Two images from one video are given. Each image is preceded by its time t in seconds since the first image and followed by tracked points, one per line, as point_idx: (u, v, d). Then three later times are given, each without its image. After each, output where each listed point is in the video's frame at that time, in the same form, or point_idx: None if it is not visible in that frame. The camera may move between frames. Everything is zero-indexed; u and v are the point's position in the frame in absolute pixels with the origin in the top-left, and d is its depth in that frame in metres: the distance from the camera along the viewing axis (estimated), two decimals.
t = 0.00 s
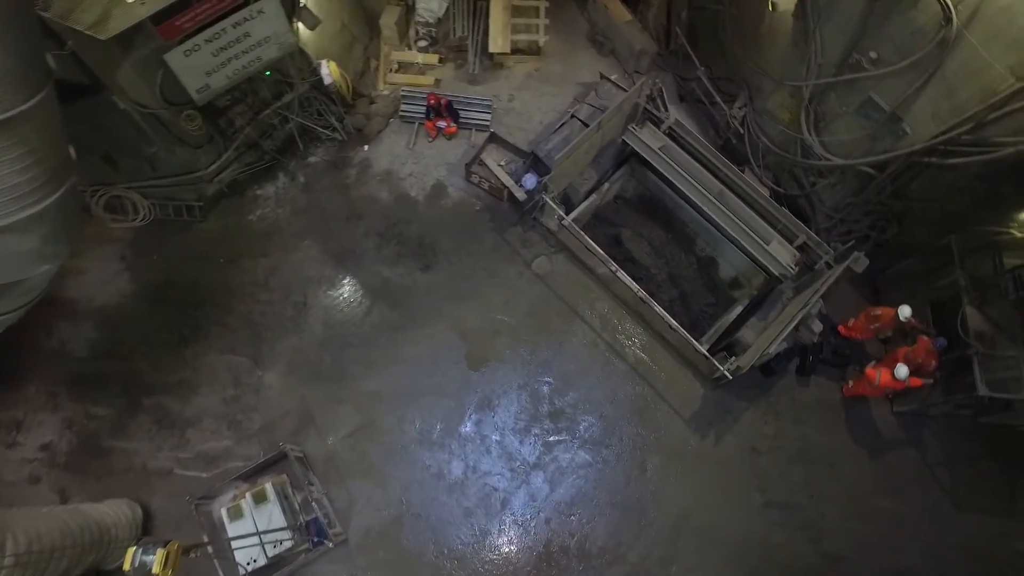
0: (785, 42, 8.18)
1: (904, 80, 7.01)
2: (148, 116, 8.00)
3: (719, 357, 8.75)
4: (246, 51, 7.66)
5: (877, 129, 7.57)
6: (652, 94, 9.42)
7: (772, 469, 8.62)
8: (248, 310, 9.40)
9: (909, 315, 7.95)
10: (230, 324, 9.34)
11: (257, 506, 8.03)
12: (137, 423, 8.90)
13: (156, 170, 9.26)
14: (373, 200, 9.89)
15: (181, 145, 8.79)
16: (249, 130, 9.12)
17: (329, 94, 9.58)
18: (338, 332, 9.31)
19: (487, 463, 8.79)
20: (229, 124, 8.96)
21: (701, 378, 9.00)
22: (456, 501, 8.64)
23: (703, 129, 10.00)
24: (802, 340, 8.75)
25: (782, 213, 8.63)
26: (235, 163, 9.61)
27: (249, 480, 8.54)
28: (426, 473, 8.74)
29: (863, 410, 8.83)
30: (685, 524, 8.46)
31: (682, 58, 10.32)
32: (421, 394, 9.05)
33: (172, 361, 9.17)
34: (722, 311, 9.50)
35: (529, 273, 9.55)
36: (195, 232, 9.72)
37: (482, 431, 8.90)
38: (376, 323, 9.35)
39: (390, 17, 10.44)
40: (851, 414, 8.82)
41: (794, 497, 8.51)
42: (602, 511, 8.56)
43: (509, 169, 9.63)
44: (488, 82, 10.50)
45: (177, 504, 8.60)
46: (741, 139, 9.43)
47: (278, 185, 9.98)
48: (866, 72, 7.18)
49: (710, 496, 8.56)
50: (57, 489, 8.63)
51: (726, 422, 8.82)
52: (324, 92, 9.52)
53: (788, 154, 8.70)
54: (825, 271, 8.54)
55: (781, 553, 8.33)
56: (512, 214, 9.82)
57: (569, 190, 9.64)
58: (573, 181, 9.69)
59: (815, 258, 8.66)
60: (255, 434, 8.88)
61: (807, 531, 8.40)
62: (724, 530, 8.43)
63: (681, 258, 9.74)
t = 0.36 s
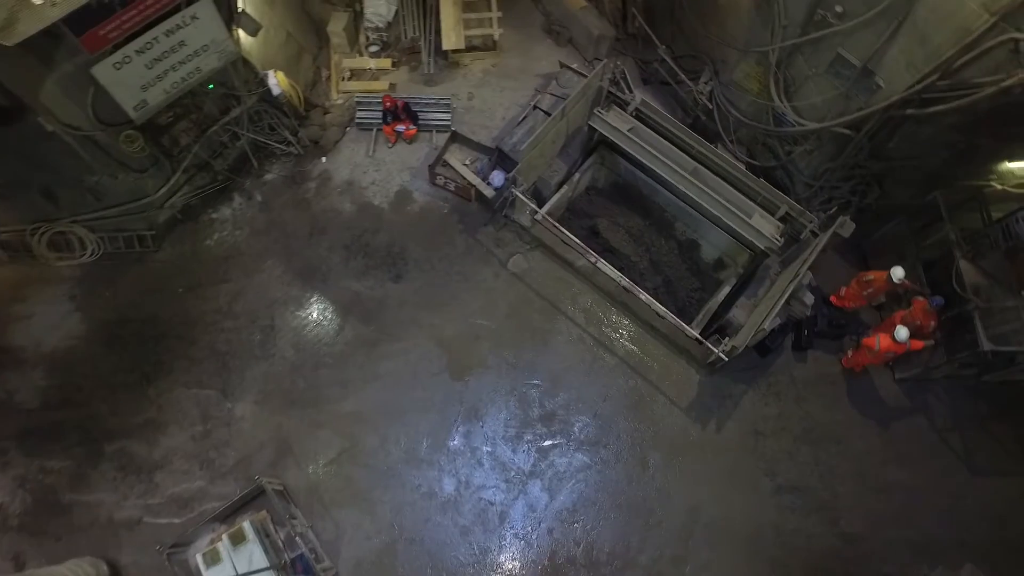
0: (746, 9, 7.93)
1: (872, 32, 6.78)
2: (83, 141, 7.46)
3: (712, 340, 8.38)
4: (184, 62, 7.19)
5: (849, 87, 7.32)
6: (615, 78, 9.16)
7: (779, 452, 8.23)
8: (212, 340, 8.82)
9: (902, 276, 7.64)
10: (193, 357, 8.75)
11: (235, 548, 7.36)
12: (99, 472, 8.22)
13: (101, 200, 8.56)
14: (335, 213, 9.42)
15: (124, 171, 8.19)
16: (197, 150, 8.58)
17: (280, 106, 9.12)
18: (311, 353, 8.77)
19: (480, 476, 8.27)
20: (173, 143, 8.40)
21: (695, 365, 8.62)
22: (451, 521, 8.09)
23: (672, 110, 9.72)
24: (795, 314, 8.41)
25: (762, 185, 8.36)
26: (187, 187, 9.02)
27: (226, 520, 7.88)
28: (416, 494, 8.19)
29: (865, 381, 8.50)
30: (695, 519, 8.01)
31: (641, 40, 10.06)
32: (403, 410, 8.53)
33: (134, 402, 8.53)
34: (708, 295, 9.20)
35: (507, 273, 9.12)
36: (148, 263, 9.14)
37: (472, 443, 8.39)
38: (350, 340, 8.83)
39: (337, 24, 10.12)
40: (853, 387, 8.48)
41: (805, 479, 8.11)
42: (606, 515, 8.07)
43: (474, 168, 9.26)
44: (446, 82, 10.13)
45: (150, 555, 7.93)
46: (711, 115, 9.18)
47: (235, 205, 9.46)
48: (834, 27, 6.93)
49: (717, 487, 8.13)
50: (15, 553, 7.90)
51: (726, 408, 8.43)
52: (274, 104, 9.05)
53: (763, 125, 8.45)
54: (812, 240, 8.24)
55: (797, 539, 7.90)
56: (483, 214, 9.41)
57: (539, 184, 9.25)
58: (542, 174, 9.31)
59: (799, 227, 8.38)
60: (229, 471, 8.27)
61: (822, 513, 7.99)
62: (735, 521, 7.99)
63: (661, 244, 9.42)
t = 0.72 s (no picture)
0: None
1: None
2: (6, 175, 6.85)
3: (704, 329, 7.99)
4: (112, 82, 6.64)
5: (818, 53, 7.06)
6: (575, 71, 8.90)
7: (783, 440, 7.83)
8: (171, 382, 8.18)
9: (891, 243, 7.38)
10: (153, 402, 8.09)
11: None
12: (56, 538, 7.49)
13: (38, 243, 7.90)
14: (295, 235, 8.90)
15: (60, 208, 7.58)
16: (139, 179, 8.00)
17: (226, 127, 8.61)
18: (280, 385, 8.18)
19: (472, 499, 7.71)
20: (111, 171, 7.75)
21: (687, 358, 8.22)
22: (446, 550, 7.50)
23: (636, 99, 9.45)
24: (786, 295, 8.07)
25: (739, 163, 8.09)
26: (133, 220, 8.42)
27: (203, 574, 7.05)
28: (406, 525, 7.59)
29: (863, 357, 8.17)
30: (704, 520, 7.54)
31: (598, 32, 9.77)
32: (385, 436, 7.97)
33: (90, 457, 7.83)
34: (693, 283, 8.90)
35: (481, 281, 8.67)
36: (97, 306, 8.50)
37: (462, 465, 7.85)
38: (322, 367, 8.27)
39: (281, 41, 9.56)
40: (852, 364, 8.15)
41: (814, 465, 7.71)
42: (610, 526, 7.56)
43: (439, 176, 8.91)
44: (401, 91, 9.74)
45: None
46: (676, 99, 8.93)
47: (186, 237, 8.89)
48: None
49: (724, 484, 7.68)
50: None
51: (723, 399, 8.02)
52: (220, 125, 8.54)
53: (733, 102, 8.20)
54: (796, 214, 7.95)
55: (813, 530, 7.47)
56: (451, 222, 8.98)
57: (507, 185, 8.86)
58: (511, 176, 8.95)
59: (780, 203, 8.09)
60: (200, 521, 7.60)
61: (836, 499, 7.59)
62: (747, 518, 7.54)
63: (638, 236, 9.08)
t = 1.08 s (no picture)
0: None
1: None
2: None
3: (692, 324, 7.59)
4: (30, 109, 6.10)
5: (781, 25, 6.79)
6: (530, 69, 8.49)
7: (787, 432, 7.41)
8: (126, 435, 7.50)
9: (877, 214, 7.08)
10: (106, 459, 7.40)
11: None
12: None
13: None
14: (252, 265, 8.34)
15: None
16: (73, 218, 7.45)
17: (168, 157, 8.08)
18: (247, 427, 7.55)
19: (465, 528, 7.11)
20: (39, 212, 7.19)
21: (678, 355, 7.80)
22: None
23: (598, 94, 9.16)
24: (773, 280, 7.72)
25: (710, 147, 7.80)
26: (71, 264, 7.88)
27: None
28: (397, 565, 6.95)
29: (858, 337, 7.84)
30: (714, 526, 7.05)
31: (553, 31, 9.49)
32: (365, 470, 7.37)
33: (39, 528, 7.09)
34: (675, 277, 8.56)
35: (454, 295, 8.18)
36: (38, 361, 7.80)
37: (450, 493, 7.27)
38: (290, 402, 7.67)
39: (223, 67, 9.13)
40: (849, 346, 7.81)
41: (821, 455, 7.30)
42: (616, 543, 7.02)
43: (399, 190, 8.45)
44: (353, 106, 9.30)
45: None
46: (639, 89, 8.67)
47: (133, 278, 8.26)
48: None
49: (731, 484, 7.22)
50: None
51: (720, 395, 7.60)
52: (162, 156, 8.02)
53: (697, 86, 7.93)
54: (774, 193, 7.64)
55: (830, 524, 7.03)
56: (417, 237, 8.50)
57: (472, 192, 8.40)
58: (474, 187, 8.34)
59: (757, 184, 7.77)
60: None
61: (850, 488, 7.17)
62: (759, 518, 7.07)
63: (614, 234, 8.71)
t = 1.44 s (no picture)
0: None
1: None
2: None
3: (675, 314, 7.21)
4: None
5: None
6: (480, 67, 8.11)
7: (785, 418, 7.02)
8: (70, 496, 6.79)
9: (853, 182, 6.82)
10: (49, 524, 6.67)
11: None
12: None
13: None
14: (201, 297, 7.74)
15: None
16: None
17: (98, 189, 7.54)
18: (205, 472, 6.90)
19: (455, 558, 6.52)
20: None
21: (663, 350, 7.39)
22: None
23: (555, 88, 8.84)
24: (754, 262, 7.38)
25: (676, 130, 7.52)
26: None
27: None
28: None
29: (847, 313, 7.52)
30: (721, 527, 6.57)
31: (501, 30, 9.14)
32: (340, 506, 6.75)
33: None
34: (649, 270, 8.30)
35: (422, 308, 7.68)
36: None
37: (436, 521, 6.68)
38: (252, 440, 7.04)
39: (155, 92, 8.54)
40: (838, 323, 7.49)
41: (823, 440, 6.91)
42: (618, 557, 6.49)
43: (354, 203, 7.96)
44: (299, 122, 8.82)
45: None
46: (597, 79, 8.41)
47: (70, 323, 7.60)
48: None
49: (733, 480, 6.77)
50: None
51: (711, 387, 7.19)
52: (92, 187, 7.51)
53: (657, 69, 7.64)
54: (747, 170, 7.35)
55: (841, 511, 6.61)
56: (378, 251, 8.00)
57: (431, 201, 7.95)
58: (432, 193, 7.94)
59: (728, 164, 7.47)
60: None
61: (857, 471, 6.78)
62: (767, 513, 6.62)
63: (583, 232, 8.42)
